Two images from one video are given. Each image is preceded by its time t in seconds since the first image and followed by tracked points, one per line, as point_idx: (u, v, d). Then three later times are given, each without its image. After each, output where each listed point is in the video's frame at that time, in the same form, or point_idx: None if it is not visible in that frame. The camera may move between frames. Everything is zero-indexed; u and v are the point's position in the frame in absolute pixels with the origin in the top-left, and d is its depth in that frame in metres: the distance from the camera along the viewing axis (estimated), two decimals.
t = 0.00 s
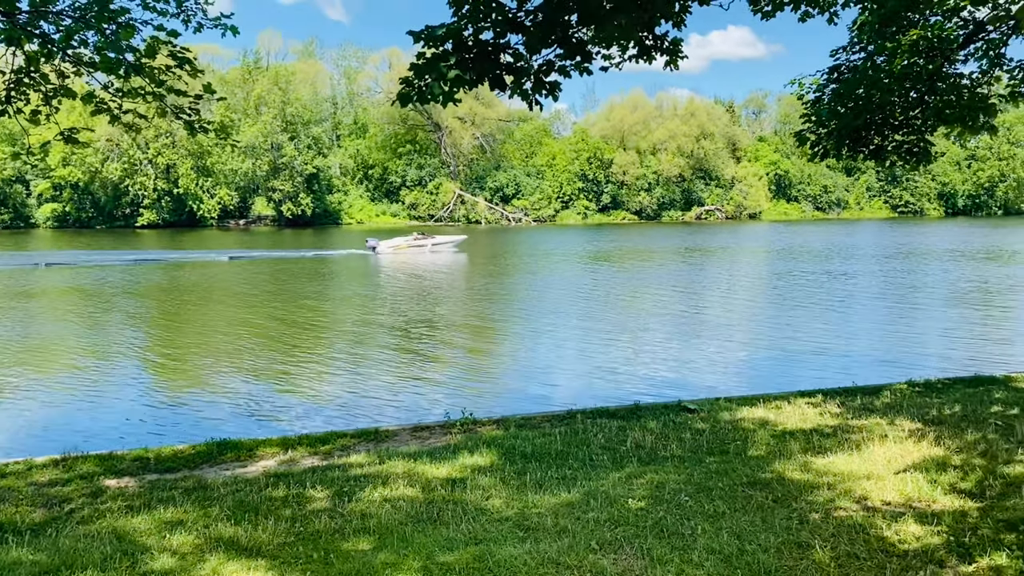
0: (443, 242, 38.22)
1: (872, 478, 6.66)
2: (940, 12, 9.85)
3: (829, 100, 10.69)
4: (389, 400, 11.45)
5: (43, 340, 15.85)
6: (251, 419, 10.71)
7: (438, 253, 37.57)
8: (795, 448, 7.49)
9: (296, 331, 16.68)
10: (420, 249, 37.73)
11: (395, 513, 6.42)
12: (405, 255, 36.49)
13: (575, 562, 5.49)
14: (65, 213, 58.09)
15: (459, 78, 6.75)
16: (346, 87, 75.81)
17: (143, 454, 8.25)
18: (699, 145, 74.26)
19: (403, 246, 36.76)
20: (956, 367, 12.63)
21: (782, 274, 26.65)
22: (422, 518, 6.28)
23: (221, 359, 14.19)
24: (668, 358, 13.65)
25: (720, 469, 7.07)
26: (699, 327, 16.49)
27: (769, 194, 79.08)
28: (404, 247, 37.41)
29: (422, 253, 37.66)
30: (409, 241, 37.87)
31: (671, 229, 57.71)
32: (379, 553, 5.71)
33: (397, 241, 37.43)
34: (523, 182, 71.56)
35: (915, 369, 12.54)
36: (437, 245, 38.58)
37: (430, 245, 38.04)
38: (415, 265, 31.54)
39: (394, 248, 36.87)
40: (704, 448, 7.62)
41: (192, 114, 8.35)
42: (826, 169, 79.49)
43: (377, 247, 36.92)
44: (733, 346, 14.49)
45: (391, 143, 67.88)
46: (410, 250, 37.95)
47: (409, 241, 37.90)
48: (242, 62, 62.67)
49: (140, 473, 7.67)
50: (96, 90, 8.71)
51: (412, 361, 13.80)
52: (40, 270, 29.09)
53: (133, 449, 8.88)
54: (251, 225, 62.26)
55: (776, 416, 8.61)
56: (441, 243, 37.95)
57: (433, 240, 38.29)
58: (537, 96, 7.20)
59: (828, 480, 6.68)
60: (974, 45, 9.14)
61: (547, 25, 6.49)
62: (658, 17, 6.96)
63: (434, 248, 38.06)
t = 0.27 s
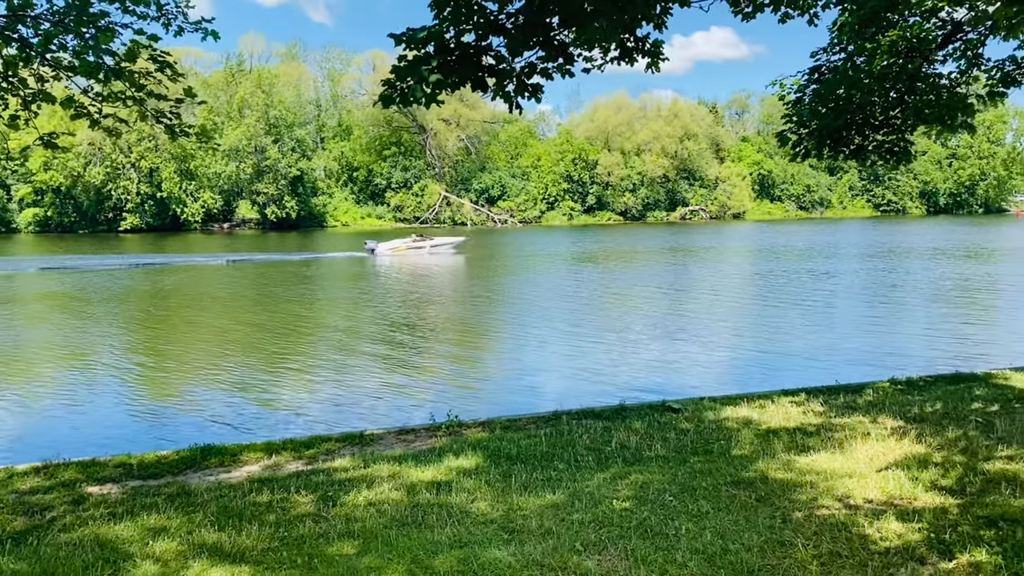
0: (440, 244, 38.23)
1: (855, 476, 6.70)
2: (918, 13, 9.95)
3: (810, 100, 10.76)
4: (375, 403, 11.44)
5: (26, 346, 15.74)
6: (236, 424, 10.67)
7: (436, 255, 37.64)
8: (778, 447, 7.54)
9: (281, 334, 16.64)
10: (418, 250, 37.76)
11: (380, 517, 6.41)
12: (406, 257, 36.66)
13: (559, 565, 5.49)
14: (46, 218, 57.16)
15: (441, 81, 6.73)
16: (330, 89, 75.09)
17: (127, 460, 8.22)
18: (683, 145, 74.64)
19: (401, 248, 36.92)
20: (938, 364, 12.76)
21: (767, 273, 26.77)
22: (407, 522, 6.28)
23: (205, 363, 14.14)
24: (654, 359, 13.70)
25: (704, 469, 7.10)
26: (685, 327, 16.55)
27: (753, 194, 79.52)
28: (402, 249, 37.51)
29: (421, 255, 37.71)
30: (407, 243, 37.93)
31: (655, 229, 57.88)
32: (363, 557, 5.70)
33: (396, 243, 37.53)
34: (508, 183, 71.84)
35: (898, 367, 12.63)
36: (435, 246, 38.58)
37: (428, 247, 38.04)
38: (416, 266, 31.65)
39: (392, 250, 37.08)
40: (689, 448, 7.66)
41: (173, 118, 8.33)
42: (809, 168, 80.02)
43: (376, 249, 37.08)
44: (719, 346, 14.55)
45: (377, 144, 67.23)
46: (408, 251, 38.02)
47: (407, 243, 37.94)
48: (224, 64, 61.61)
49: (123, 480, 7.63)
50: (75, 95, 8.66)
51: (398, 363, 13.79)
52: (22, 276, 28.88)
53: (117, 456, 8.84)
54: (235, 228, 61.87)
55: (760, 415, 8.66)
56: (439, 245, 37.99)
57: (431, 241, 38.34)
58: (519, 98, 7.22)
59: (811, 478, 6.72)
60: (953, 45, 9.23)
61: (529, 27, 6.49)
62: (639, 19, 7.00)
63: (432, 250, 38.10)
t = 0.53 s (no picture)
0: (438, 245, 38.17)
1: (836, 473, 6.74)
2: (896, 13, 10.06)
3: (791, 100, 10.83)
4: (361, 406, 11.41)
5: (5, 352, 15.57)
6: (220, 427, 10.63)
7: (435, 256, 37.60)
8: (761, 444, 7.57)
9: (266, 338, 16.57)
10: (416, 251, 37.70)
11: (364, 519, 6.39)
12: (404, 258, 36.70)
13: (543, 564, 5.48)
14: (27, 222, 55.61)
15: (423, 82, 6.70)
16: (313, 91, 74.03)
17: (108, 465, 8.15)
18: (666, 146, 75.41)
19: (399, 249, 36.87)
20: (920, 361, 12.86)
21: (750, 272, 26.96)
22: (391, 523, 6.27)
23: (189, 368, 14.05)
24: (639, 358, 13.74)
25: (688, 467, 7.12)
26: (670, 327, 16.62)
27: (736, 194, 79.98)
28: (399, 250, 37.46)
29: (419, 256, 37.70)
30: (405, 243, 37.84)
31: (640, 229, 58.07)
32: (347, 559, 5.68)
33: (393, 244, 37.44)
34: (493, 184, 71.90)
35: (880, 364, 12.74)
36: (433, 246, 38.45)
37: (426, 247, 37.96)
38: (410, 269, 31.45)
39: (389, 252, 37.07)
40: (673, 446, 7.67)
41: (153, 120, 8.30)
42: (792, 167, 80.44)
43: (373, 250, 37.11)
44: (703, 345, 14.61)
45: (360, 146, 68.14)
46: (406, 252, 37.94)
47: (404, 244, 37.85)
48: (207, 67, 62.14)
49: (105, 485, 7.57)
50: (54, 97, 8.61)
51: (384, 366, 13.76)
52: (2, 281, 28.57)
53: (99, 460, 8.77)
54: (218, 231, 61.23)
55: (743, 413, 8.70)
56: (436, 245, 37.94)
57: (428, 242, 38.32)
58: (501, 99, 7.23)
59: (793, 475, 6.75)
60: (931, 44, 9.32)
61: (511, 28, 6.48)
62: (620, 19, 7.04)
63: (430, 251, 38.05)
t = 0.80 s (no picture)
0: (435, 245, 38.41)
1: (816, 470, 6.79)
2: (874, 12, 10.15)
3: (770, 99, 10.88)
4: (344, 408, 11.37)
5: None
6: (202, 430, 10.57)
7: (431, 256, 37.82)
8: (744, 442, 7.60)
9: (248, 340, 16.49)
10: (414, 252, 37.91)
11: (345, 521, 6.36)
12: (402, 258, 36.82)
13: (525, 564, 5.48)
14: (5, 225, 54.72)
15: (403, 83, 6.66)
16: (294, 91, 74.33)
17: (87, 470, 8.08)
18: (649, 145, 75.75)
19: (397, 250, 36.93)
20: (901, 357, 12.98)
21: (733, 271, 27.11)
22: (373, 525, 6.25)
23: (170, 371, 13.96)
24: (623, 358, 13.79)
25: (670, 465, 7.14)
26: (654, 326, 16.67)
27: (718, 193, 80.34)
28: (397, 251, 37.56)
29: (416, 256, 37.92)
30: (402, 244, 37.96)
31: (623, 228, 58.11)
32: (329, 562, 5.66)
33: (390, 244, 37.50)
34: (477, 185, 71.56)
35: (861, 361, 12.85)
36: (430, 247, 38.65)
37: (423, 248, 38.17)
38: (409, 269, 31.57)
39: (387, 252, 37.08)
40: (655, 445, 7.70)
41: (131, 121, 8.27)
42: (774, 167, 80.96)
43: (369, 251, 37.20)
44: (686, 344, 14.67)
45: (343, 147, 68.16)
46: (403, 252, 38.05)
47: (401, 244, 37.95)
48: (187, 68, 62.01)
49: (84, 490, 7.51)
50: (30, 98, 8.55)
51: (368, 368, 13.73)
52: None
53: (79, 465, 8.69)
54: (200, 233, 60.91)
55: (725, 411, 8.73)
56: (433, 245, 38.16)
57: (425, 242, 38.56)
58: (482, 99, 7.22)
59: (773, 473, 6.79)
60: (908, 44, 9.39)
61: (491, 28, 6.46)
62: (599, 19, 7.05)
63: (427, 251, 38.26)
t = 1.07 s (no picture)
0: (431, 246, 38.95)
1: (796, 468, 6.83)
2: (851, 14, 10.24)
3: (750, 100, 10.94)
4: (326, 410, 11.32)
5: None
6: (182, 433, 10.49)
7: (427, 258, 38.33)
8: (725, 441, 7.63)
9: (230, 343, 16.40)
10: (410, 253, 38.44)
11: (326, 524, 6.33)
12: (398, 259, 37.23)
13: (506, 565, 5.47)
14: None
15: (383, 82, 6.64)
16: (275, 93, 73.48)
17: (64, 475, 8.01)
18: (631, 146, 76.11)
19: (392, 250, 37.33)
20: (879, 355, 13.11)
21: (714, 270, 27.29)
22: (354, 527, 6.23)
23: (150, 374, 13.84)
24: (604, 358, 13.85)
25: (651, 465, 7.16)
26: (636, 326, 16.73)
27: (699, 193, 80.82)
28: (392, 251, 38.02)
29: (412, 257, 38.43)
30: (399, 245, 38.43)
31: (606, 229, 58.32)
32: (309, 565, 5.63)
33: (387, 245, 37.91)
34: (459, 185, 71.92)
35: (841, 359, 12.96)
36: (426, 249, 39.20)
37: (419, 249, 38.72)
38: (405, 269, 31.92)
39: (382, 253, 37.48)
40: (637, 444, 7.72)
41: (108, 122, 8.19)
42: (754, 166, 81.40)
43: (365, 252, 37.63)
44: (669, 344, 14.73)
45: (324, 148, 68.05)
46: (399, 253, 38.49)
47: (398, 245, 38.41)
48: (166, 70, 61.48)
49: (62, 495, 7.43)
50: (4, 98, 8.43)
51: (350, 370, 13.69)
52: None
53: (56, 471, 8.60)
54: (180, 235, 60.49)
55: (706, 410, 8.78)
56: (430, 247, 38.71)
57: (421, 244, 39.12)
58: (461, 100, 7.20)
59: (753, 471, 6.83)
60: (885, 45, 9.50)
61: (470, 28, 6.43)
62: (579, 20, 7.07)
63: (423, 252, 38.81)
